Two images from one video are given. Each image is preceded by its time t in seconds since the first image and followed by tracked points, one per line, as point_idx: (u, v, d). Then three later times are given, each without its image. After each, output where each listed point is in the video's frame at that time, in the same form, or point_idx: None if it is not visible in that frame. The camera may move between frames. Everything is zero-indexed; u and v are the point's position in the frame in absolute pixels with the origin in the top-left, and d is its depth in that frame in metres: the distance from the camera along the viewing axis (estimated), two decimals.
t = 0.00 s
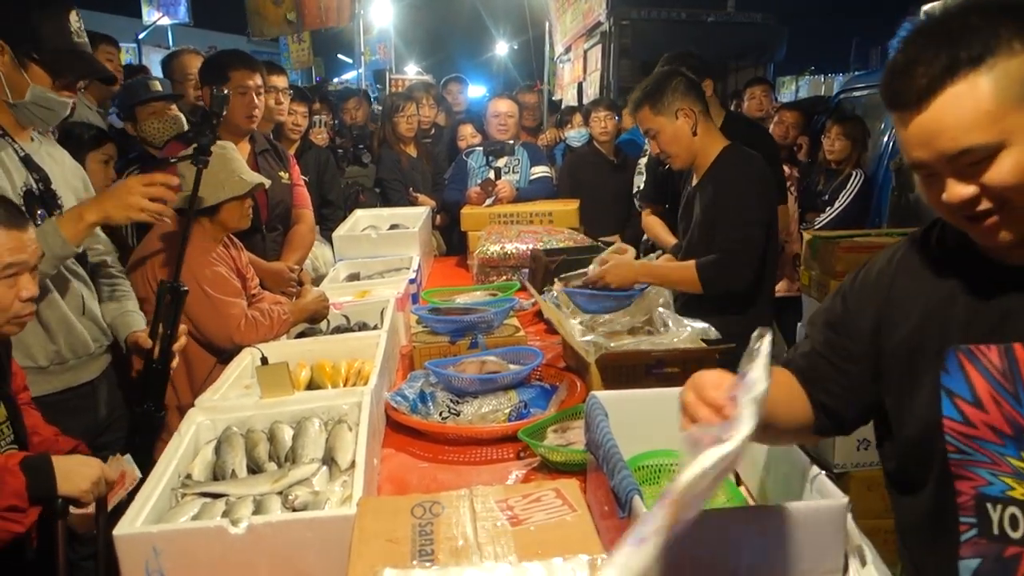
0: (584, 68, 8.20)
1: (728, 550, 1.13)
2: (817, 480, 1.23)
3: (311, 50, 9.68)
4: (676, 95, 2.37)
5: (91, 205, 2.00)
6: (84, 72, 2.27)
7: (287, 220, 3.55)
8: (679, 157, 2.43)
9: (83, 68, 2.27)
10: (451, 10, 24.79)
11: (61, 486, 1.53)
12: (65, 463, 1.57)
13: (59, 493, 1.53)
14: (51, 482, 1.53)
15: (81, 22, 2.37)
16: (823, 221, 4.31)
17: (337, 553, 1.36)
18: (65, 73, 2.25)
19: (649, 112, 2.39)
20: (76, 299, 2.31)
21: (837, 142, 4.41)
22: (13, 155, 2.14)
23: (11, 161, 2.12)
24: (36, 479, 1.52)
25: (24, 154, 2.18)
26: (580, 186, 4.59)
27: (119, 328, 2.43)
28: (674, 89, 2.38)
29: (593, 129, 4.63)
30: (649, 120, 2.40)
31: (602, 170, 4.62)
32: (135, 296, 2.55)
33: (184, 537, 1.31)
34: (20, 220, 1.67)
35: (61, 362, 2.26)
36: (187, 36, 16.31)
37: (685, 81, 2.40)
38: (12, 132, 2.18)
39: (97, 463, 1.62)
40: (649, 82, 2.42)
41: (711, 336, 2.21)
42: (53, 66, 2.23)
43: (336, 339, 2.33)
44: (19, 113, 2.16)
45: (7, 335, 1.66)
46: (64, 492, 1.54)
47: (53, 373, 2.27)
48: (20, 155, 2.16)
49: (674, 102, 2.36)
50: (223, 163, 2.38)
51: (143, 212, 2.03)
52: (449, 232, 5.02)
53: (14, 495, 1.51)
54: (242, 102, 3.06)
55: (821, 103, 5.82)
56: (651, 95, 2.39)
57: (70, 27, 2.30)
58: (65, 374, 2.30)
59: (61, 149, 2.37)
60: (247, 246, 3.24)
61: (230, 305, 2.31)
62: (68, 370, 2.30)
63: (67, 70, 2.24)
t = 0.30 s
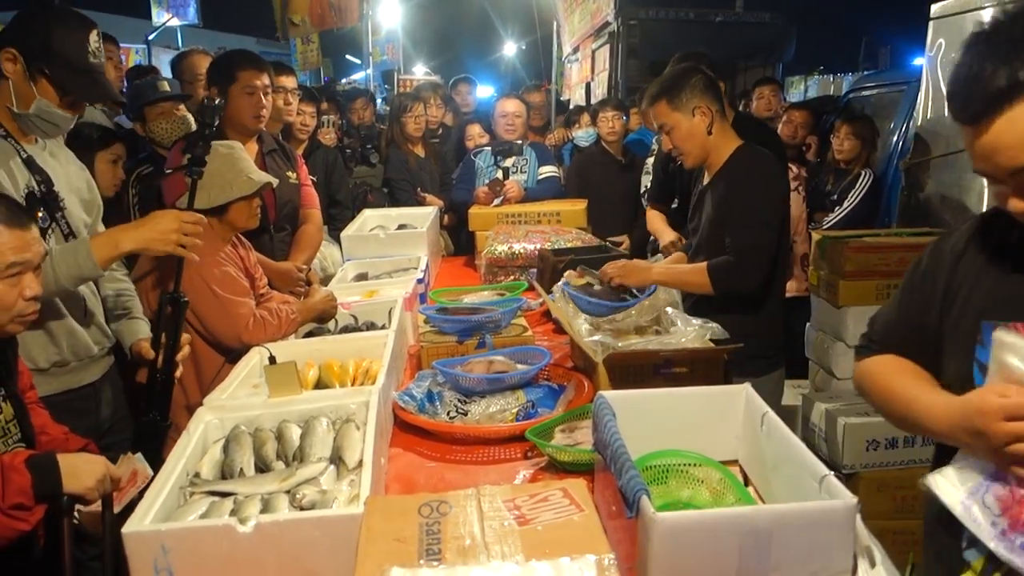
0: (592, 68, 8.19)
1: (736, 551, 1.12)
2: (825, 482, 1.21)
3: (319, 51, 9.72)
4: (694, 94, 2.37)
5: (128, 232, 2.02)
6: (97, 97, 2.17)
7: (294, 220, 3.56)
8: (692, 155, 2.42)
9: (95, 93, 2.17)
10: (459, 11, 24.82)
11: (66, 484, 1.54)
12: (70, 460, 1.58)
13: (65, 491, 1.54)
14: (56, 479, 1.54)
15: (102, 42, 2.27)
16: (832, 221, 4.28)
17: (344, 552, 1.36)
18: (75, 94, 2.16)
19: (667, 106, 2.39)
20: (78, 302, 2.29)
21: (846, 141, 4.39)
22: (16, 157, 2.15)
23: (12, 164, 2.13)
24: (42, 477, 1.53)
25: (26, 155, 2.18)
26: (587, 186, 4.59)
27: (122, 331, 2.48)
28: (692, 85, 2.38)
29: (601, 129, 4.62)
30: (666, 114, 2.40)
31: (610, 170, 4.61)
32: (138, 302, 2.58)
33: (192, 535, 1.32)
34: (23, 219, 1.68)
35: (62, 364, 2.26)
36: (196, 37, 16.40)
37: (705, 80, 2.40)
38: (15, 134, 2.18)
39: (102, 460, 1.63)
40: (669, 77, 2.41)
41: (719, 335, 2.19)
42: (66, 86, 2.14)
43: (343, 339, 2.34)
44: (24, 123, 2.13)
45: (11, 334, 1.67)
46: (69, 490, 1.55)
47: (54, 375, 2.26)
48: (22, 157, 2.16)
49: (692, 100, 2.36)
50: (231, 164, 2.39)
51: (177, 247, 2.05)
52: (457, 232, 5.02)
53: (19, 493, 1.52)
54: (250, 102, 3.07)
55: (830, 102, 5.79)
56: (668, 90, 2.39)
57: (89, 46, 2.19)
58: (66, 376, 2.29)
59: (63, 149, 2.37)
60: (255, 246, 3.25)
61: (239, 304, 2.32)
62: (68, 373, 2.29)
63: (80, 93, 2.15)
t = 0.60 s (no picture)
0: (599, 68, 8.19)
1: (741, 551, 1.12)
2: (831, 482, 1.21)
3: (327, 52, 9.76)
4: (693, 99, 2.38)
5: (130, 246, 2.04)
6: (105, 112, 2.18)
7: (302, 221, 3.57)
8: (691, 157, 2.48)
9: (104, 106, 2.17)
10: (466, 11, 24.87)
11: (72, 483, 1.56)
12: (75, 459, 1.60)
13: (70, 490, 1.55)
14: (61, 479, 1.55)
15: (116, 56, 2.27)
16: (840, 221, 4.26)
17: (351, 550, 1.37)
18: (84, 105, 2.16)
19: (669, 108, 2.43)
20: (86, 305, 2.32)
21: (855, 142, 4.37)
22: (24, 161, 2.17)
23: (20, 168, 2.15)
24: (46, 476, 1.54)
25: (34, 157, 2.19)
26: (594, 186, 4.59)
27: (135, 337, 2.52)
28: (695, 88, 2.38)
29: (608, 130, 4.62)
30: (668, 115, 2.44)
31: (617, 171, 4.62)
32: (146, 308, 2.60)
33: (200, 533, 1.33)
34: (28, 220, 1.69)
35: (67, 363, 2.26)
36: (205, 38, 16.49)
37: (712, 84, 2.38)
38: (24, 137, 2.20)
39: (107, 459, 1.65)
40: (676, 78, 2.42)
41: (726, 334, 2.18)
42: (76, 97, 2.15)
43: (350, 339, 2.35)
44: (34, 129, 2.16)
45: (17, 334, 1.68)
46: (75, 489, 1.56)
47: (59, 375, 2.26)
48: (31, 160, 2.19)
49: (689, 104, 2.38)
50: (240, 164, 2.39)
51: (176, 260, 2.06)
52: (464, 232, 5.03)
53: (25, 492, 1.53)
54: (258, 103, 3.08)
55: (838, 103, 5.77)
56: (672, 92, 2.41)
57: (102, 60, 2.19)
58: (69, 376, 2.29)
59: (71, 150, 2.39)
60: (263, 246, 3.27)
61: (247, 304, 2.33)
62: (72, 372, 2.29)
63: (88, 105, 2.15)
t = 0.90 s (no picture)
0: (605, 69, 8.17)
1: (744, 552, 1.12)
2: (835, 483, 1.21)
3: (333, 53, 9.79)
4: (673, 103, 2.34)
5: (124, 266, 2.07)
6: (104, 119, 2.18)
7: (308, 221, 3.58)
8: (673, 158, 2.46)
9: (104, 114, 2.18)
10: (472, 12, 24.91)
11: (74, 483, 1.57)
12: (77, 459, 1.60)
13: (74, 490, 1.56)
14: (64, 479, 1.55)
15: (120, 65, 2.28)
16: (845, 221, 4.25)
17: (355, 549, 1.37)
18: (83, 113, 2.17)
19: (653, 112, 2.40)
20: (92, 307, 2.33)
21: (861, 142, 4.34)
22: (25, 163, 2.18)
23: (21, 170, 2.16)
24: (49, 475, 1.54)
25: (37, 160, 2.20)
26: (599, 187, 4.59)
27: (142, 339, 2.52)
28: (676, 92, 2.34)
29: (613, 130, 4.62)
30: (652, 118, 2.41)
31: (622, 171, 4.61)
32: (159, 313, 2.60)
33: (204, 532, 1.33)
34: (31, 221, 1.70)
35: (66, 364, 2.26)
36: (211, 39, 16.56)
37: (694, 88, 2.34)
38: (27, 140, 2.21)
39: (110, 459, 1.65)
40: (659, 81, 2.38)
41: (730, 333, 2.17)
42: (77, 104, 2.15)
43: (355, 339, 2.35)
44: (37, 133, 2.17)
45: (20, 334, 1.69)
46: (78, 488, 1.57)
47: (57, 376, 2.26)
48: (33, 162, 2.19)
49: (670, 108, 2.35)
50: (246, 164, 2.39)
51: (169, 280, 2.09)
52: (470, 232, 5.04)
53: (28, 492, 1.53)
54: (263, 104, 3.09)
55: (843, 103, 5.75)
56: (655, 97, 2.37)
57: (104, 67, 2.20)
58: (68, 376, 2.29)
59: (78, 151, 2.40)
60: (269, 247, 3.28)
61: (252, 305, 2.34)
62: (71, 372, 2.29)
63: (86, 113, 2.15)
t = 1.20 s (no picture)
0: (609, 69, 8.17)
1: (747, 552, 1.12)
2: (838, 484, 1.21)
3: (337, 53, 9.81)
4: (649, 111, 2.29)
5: (126, 279, 2.09)
6: (108, 121, 2.19)
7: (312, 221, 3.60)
8: (653, 171, 2.37)
9: (108, 116, 2.19)
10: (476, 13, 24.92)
11: (79, 481, 1.57)
12: (82, 458, 1.61)
13: (79, 488, 1.57)
14: (70, 477, 1.56)
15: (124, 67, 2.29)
16: (849, 222, 4.24)
17: (358, 548, 1.38)
18: (88, 114, 2.18)
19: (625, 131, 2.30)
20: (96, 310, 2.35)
21: (865, 142, 4.34)
22: (28, 164, 2.18)
23: (23, 171, 2.16)
24: (55, 473, 1.55)
25: (40, 161, 2.21)
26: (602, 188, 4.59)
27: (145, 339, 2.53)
28: (638, 108, 2.28)
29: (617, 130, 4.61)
30: (626, 136, 2.30)
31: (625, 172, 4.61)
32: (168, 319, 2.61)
33: (208, 531, 1.34)
34: (38, 220, 1.71)
35: (66, 364, 2.26)
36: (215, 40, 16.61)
37: (651, 97, 2.31)
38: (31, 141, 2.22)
39: (115, 457, 1.66)
40: (616, 101, 2.30)
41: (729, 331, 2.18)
42: (82, 106, 2.16)
43: (358, 338, 2.36)
44: (42, 134, 2.18)
45: (26, 333, 1.70)
46: (83, 487, 1.58)
47: (59, 375, 2.27)
48: (36, 163, 2.20)
49: (647, 119, 2.29)
50: (253, 165, 2.40)
51: (171, 292, 2.11)
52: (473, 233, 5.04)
53: (34, 490, 1.53)
54: (267, 104, 3.10)
55: (847, 103, 5.74)
56: (621, 116, 2.28)
57: (108, 68, 2.21)
58: (69, 375, 2.30)
59: (81, 151, 2.41)
60: (273, 247, 3.29)
61: (256, 305, 2.35)
62: (71, 371, 2.29)
63: (90, 113, 2.17)
